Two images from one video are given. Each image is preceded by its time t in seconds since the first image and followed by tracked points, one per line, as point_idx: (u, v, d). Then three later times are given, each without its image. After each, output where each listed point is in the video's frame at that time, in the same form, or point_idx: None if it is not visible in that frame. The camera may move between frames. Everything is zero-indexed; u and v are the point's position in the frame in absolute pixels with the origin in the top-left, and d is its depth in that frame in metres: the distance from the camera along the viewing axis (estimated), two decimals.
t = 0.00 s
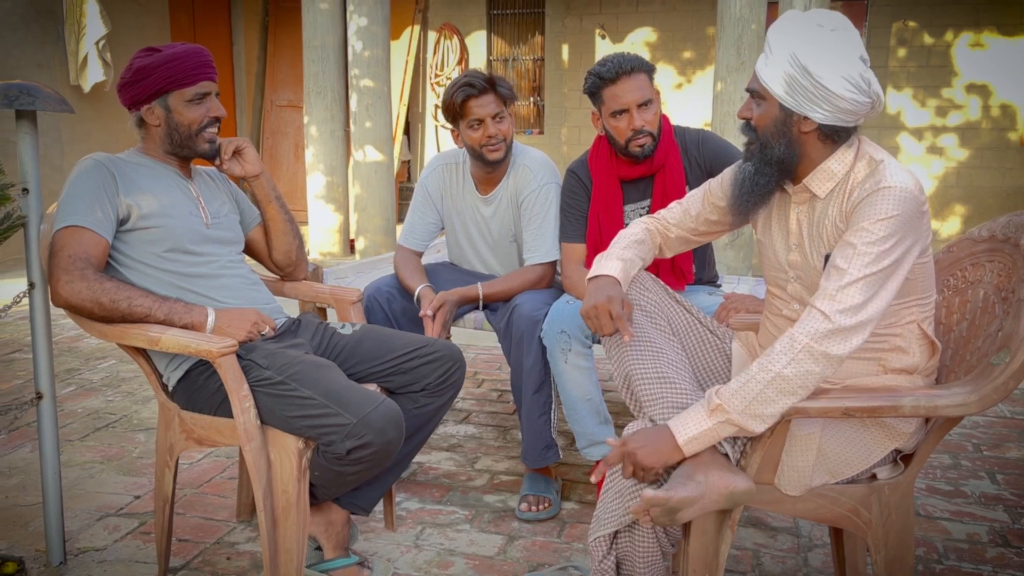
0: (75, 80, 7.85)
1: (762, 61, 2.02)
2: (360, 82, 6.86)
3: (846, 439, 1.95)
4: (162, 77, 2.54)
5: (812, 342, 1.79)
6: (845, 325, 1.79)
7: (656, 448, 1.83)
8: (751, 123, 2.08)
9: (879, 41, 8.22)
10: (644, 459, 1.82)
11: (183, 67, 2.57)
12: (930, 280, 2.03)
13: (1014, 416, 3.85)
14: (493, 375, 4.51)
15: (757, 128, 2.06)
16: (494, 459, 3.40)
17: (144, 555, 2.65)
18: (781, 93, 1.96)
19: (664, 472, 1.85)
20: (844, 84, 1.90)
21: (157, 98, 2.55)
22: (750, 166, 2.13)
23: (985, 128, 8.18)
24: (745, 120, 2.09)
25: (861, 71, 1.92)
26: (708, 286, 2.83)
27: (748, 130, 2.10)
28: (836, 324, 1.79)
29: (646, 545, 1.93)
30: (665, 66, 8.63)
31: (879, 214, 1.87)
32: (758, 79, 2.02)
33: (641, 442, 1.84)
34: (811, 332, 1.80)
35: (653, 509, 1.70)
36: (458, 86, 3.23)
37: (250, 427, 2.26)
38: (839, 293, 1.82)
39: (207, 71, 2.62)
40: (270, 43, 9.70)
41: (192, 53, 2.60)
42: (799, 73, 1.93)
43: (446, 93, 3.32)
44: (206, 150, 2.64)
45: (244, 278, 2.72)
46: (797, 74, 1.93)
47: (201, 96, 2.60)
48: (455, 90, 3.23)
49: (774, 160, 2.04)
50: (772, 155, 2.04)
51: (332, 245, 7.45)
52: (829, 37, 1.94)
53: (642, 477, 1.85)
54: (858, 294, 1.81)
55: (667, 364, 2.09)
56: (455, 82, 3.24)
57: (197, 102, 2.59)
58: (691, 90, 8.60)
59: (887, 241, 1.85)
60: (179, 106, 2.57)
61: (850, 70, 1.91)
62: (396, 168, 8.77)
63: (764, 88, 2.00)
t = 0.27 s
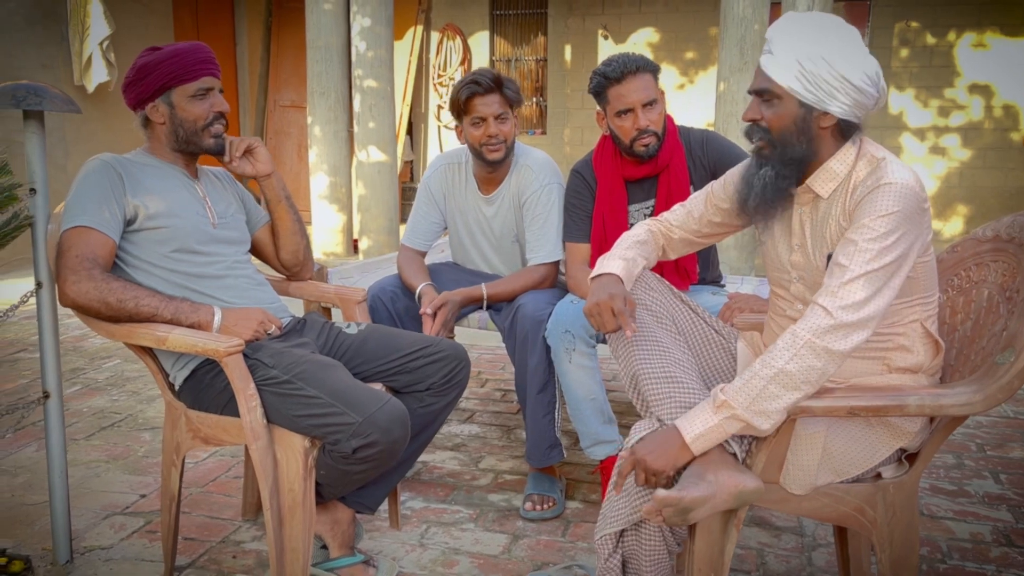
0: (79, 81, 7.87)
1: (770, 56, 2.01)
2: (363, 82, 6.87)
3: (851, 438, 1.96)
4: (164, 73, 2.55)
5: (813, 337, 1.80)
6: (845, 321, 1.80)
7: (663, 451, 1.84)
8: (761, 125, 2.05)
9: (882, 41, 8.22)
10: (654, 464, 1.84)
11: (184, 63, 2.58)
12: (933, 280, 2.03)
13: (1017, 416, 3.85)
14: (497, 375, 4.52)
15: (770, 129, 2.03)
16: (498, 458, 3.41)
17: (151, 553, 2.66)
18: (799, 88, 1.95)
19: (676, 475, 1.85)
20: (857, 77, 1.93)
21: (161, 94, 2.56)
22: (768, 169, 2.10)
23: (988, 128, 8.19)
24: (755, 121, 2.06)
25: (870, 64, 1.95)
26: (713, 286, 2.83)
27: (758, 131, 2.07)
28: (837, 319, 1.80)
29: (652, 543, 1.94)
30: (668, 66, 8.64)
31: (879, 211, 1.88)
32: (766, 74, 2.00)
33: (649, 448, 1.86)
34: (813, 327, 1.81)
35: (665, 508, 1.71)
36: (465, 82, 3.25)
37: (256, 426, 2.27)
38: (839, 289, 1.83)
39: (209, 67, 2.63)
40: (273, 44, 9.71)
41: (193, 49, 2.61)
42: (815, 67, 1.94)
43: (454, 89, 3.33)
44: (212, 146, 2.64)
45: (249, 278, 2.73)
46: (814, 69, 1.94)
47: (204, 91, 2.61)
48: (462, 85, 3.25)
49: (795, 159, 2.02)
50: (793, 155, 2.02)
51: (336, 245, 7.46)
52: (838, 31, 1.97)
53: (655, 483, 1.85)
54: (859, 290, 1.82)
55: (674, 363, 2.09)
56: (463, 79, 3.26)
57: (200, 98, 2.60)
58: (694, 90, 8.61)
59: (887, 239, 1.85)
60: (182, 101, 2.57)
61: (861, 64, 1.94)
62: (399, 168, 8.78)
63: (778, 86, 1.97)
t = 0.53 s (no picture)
0: (82, 81, 7.88)
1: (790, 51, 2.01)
2: (366, 82, 6.88)
3: (854, 438, 1.96)
4: (175, 69, 2.57)
5: (814, 330, 1.80)
6: (846, 314, 1.80)
7: (670, 450, 1.84)
8: (778, 115, 2.04)
9: (884, 42, 8.22)
10: (661, 464, 1.83)
11: (196, 62, 2.61)
12: (936, 278, 2.03)
13: (1020, 416, 3.85)
14: (499, 375, 4.52)
15: (789, 119, 2.02)
16: (501, 458, 3.41)
17: (154, 553, 2.66)
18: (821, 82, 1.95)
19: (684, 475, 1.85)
20: (875, 73, 1.95)
21: (169, 91, 2.57)
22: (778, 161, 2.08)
23: (991, 128, 8.18)
24: (771, 113, 2.06)
25: (885, 62, 1.97)
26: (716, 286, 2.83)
27: (773, 122, 2.06)
28: (838, 312, 1.80)
29: (656, 543, 1.94)
30: (670, 66, 8.63)
31: (880, 204, 1.88)
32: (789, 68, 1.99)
33: (656, 450, 1.85)
34: (814, 320, 1.81)
35: (671, 508, 1.71)
36: (469, 81, 3.25)
37: (260, 426, 2.27)
38: (841, 282, 1.83)
39: (219, 68, 2.66)
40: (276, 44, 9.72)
41: (205, 50, 2.64)
42: (837, 63, 1.95)
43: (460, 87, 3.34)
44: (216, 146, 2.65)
45: (252, 278, 2.73)
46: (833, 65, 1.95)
47: (213, 91, 2.63)
48: (467, 84, 3.25)
49: (811, 151, 2.02)
50: (810, 147, 2.01)
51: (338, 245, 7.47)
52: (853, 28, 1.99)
53: (663, 484, 1.85)
54: (859, 284, 1.82)
55: (678, 363, 2.10)
56: (469, 77, 3.25)
57: (208, 97, 2.62)
58: (696, 90, 8.61)
59: (888, 233, 1.85)
60: (191, 99, 2.59)
61: (879, 60, 1.96)
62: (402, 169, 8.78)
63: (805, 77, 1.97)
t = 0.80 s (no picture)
0: (83, 81, 7.89)
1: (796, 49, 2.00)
2: (367, 82, 6.88)
3: (855, 438, 1.96)
4: (201, 70, 2.59)
5: (816, 330, 1.80)
6: (848, 314, 1.80)
7: (671, 449, 1.83)
8: (780, 113, 2.04)
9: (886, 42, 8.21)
10: (662, 463, 1.83)
11: (225, 70, 2.64)
12: (938, 278, 2.03)
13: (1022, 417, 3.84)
14: (500, 375, 4.52)
15: (789, 118, 2.02)
16: (501, 458, 3.41)
17: (155, 552, 2.67)
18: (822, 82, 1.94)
19: (684, 474, 1.85)
20: (880, 75, 1.94)
21: (188, 87, 2.59)
22: (783, 156, 2.08)
23: (992, 128, 8.17)
24: (774, 110, 2.05)
25: (891, 63, 1.96)
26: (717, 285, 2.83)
27: (775, 119, 2.06)
28: (839, 312, 1.80)
29: (656, 543, 1.94)
30: (671, 66, 8.63)
31: (882, 205, 1.88)
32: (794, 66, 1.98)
33: (657, 448, 1.84)
34: (816, 320, 1.81)
35: (671, 507, 1.71)
36: (473, 79, 3.25)
37: (261, 425, 2.27)
38: (843, 282, 1.82)
39: (246, 83, 2.69)
40: (277, 44, 9.73)
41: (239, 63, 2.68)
42: (842, 63, 1.94)
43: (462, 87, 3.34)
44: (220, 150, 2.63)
45: (254, 278, 2.73)
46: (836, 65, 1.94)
47: (232, 101, 2.65)
48: (470, 82, 3.26)
49: (811, 150, 2.01)
50: (810, 146, 2.01)
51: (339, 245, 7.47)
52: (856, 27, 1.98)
53: (664, 483, 1.84)
54: (862, 284, 1.82)
55: (679, 362, 2.09)
56: (471, 76, 3.26)
57: (225, 104, 2.63)
58: (697, 90, 8.60)
59: (890, 232, 1.85)
60: (209, 100, 2.60)
61: (885, 62, 1.95)
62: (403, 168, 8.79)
63: (807, 76, 1.96)
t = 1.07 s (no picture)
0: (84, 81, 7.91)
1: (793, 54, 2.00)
2: (367, 83, 6.88)
3: (854, 440, 1.96)
4: (209, 75, 2.57)
5: (815, 332, 1.80)
6: (848, 316, 1.80)
7: (670, 451, 1.84)
8: (776, 118, 2.05)
9: (887, 42, 8.22)
10: (660, 464, 1.83)
11: (232, 75, 2.62)
12: (938, 280, 2.03)
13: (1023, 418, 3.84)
14: (501, 376, 4.52)
15: (788, 120, 2.02)
16: (502, 459, 3.41)
17: (155, 554, 2.67)
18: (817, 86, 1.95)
19: (683, 476, 1.85)
20: (878, 77, 1.93)
21: (195, 91, 2.57)
22: (776, 160, 2.10)
23: (993, 128, 8.16)
24: (770, 115, 2.06)
25: (890, 65, 1.95)
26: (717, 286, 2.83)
27: (771, 124, 2.07)
28: (839, 314, 1.80)
29: (655, 545, 1.94)
30: (672, 66, 8.63)
31: (882, 207, 1.88)
32: (789, 72, 1.99)
33: (656, 450, 1.85)
34: (815, 322, 1.81)
35: (670, 509, 1.71)
36: (474, 82, 3.25)
37: (260, 427, 2.27)
38: (843, 284, 1.82)
39: (252, 89, 2.67)
40: (278, 44, 9.74)
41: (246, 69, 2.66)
42: (836, 67, 1.94)
43: (460, 90, 3.33)
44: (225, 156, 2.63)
45: (255, 278, 2.72)
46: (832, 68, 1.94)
47: (237, 107, 2.63)
48: (469, 86, 3.25)
49: (806, 155, 2.02)
50: (806, 151, 2.01)
51: (340, 246, 7.47)
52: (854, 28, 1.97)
53: (662, 485, 1.85)
54: (862, 286, 1.82)
55: (678, 363, 2.09)
56: (471, 79, 3.26)
57: (231, 109, 2.61)
58: (698, 91, 8.60)
59: (890, 235, 1.85)
60: (215, 105, 2.59)
61: (883, 64, 1.94)
62: (404, 169, 8.80)
63: (801, 81, 1.97)
